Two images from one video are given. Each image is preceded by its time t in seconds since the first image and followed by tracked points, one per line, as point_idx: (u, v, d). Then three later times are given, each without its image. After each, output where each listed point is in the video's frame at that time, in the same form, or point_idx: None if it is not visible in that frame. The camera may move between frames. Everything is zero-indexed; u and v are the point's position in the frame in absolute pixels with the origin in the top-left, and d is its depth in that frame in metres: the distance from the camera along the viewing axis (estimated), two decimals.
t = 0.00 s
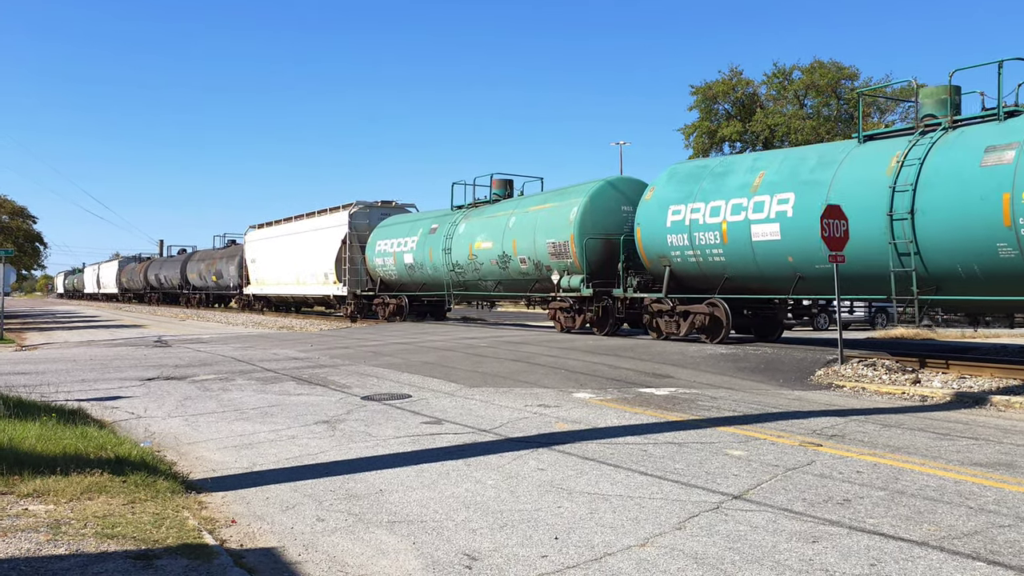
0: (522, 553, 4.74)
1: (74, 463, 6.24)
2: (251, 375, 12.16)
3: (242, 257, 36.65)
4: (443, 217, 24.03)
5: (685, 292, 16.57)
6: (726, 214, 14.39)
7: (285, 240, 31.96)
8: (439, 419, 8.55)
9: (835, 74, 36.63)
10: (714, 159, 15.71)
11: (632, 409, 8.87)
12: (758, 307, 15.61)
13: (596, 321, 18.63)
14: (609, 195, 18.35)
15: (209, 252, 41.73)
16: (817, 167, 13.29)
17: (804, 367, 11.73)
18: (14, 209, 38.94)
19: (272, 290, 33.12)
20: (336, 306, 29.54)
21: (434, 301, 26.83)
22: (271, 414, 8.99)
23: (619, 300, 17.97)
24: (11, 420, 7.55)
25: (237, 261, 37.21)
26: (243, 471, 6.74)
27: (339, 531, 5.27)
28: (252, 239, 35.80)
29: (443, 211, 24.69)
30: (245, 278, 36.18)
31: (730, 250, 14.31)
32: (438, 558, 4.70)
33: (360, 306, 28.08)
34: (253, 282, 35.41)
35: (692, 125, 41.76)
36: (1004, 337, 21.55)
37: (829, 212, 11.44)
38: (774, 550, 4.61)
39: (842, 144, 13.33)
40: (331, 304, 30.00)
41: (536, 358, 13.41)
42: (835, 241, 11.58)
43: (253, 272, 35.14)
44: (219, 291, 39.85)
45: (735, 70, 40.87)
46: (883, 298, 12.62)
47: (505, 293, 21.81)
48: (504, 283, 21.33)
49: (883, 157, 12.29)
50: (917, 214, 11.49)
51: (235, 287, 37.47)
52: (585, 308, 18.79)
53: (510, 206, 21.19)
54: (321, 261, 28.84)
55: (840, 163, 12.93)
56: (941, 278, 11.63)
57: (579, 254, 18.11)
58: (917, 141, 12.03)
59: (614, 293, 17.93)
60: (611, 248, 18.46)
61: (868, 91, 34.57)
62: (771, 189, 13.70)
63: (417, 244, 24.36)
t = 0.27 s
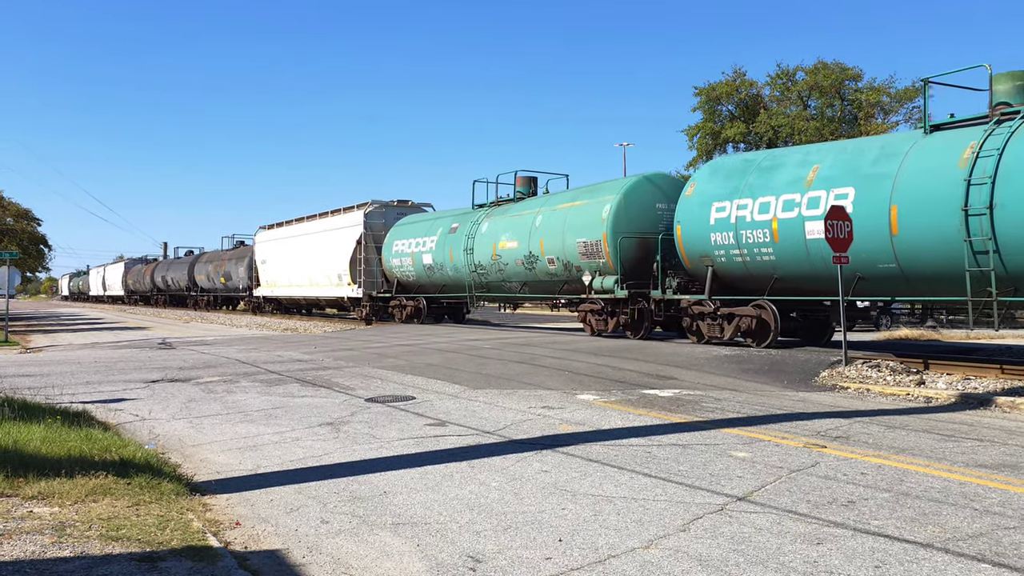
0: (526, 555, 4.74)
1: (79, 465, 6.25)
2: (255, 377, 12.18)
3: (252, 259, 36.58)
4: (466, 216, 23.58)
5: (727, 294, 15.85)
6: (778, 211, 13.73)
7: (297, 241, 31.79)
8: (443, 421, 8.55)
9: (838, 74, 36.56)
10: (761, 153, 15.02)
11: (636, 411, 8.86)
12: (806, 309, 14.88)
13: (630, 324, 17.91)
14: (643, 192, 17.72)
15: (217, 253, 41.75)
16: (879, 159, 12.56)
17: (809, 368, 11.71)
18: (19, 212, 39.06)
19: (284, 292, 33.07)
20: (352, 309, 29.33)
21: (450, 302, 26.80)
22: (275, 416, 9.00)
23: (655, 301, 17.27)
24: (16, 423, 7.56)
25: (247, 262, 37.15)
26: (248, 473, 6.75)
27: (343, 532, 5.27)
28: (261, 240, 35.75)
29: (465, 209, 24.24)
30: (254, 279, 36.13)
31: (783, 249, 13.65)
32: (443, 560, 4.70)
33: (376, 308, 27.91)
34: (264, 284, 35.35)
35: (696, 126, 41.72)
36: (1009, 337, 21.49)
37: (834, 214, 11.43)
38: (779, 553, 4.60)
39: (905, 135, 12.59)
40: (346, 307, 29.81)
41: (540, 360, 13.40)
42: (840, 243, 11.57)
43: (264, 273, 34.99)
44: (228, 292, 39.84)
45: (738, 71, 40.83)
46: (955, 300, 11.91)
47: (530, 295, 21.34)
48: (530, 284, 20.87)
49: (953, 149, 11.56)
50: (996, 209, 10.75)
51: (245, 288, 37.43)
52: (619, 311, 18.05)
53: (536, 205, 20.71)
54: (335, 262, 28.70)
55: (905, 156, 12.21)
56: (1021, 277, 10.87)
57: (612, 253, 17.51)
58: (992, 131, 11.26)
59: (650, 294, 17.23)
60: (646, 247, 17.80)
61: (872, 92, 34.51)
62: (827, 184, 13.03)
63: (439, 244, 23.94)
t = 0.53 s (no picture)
0: (528, 556, 4.74)
1: (81, 467, 6.25)
2: (257, 379, 12.19)
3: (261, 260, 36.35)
4: (486, 214, 22.96)
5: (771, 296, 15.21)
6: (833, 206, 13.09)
7: (309, 242, 31.43)
8: (445, 423, 8.55)
9: (840, 75, 36.52)
10: (811, 146, 14.39)
11: (638, 412, 8.86)
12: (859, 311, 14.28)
13: (665, 328, 17.16)
14: (679, 188, 17.05)
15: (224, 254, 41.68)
16: (947, 150, 11.91)
17: (811, 369, 11.70)
18: (21, 214, 39.10)
19: (294, 293, 32.83)
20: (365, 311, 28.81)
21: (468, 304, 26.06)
22: (277, 418, 9.00)
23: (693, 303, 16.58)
24: (18, 424, 7.57)
25: (255, 263, 36.92)
26: (250, 474, 6.76)
27: (345, 534, 5.27)
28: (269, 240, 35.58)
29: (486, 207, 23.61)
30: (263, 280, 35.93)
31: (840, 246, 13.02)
32: (445, 562, 4.70)
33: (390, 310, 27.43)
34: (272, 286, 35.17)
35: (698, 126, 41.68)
36: (1012, 338, 21.46)
37: (836, 215, 11.43)
38: (782, 554, 4.60)
39: (975, 124, 11.93)
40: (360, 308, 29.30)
41: (542, 361, 13.39)
42: (842, 244, 11.58)
43: (274, 274, 34.67)
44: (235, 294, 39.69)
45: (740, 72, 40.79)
46: None
47: (555, 297, 20.66)
48: (555, 286, 20.19)
49: None
50: None
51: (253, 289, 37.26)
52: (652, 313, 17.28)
53: (562, 202, 20.04)
54: (347, 262, 28.35)
55: (976, 147, 11.57)
56: None
57: (647, 252, 16.83)
58: None
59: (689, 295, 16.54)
60: (681, 246, 17.13)
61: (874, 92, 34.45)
62: (888, 177, 12.40)
63: (458, 243, 23.31)
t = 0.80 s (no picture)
0: (527, 555, 4.74)
1: (80, 466, 6.25)
2: (256, 378, 12.18)
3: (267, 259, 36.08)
4: (505, 211, 22.31)
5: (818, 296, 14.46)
6: (893, 200, 12.38)
7: (319, 240, 31.02)
8: (444, 422, 8.55)
9: (840, 74, 36.50)
10: (867, 134, 13.62)
11: (638, 411, 8.86)
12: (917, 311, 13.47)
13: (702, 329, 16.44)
14: (716, 183, 16.40)
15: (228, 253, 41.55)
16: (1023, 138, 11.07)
17: (810, 368, 11.70)
18: (21, 213, 39.03)
19: (302, 292, 32.45)
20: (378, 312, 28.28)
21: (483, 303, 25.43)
22: (277, 417, 9.00)
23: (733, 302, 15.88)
24: (17, 423, 7.56)
25: (261, 262, 36.63)
26: (250, 473, 6.76)
27: (345, 533, 5.27)
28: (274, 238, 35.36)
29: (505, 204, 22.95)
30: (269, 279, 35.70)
31: (900, 242, 12.32)
32: (444, 561, 4.70)
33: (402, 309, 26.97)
34: (278, 285, 34.86)
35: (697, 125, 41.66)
36: (1011, 338, 21.48)
37: (836, 214, 11.44)
38: (781, 553, 4.59)
39: None
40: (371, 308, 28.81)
41: (542, 360, 13.38)
42: (841, 243, 11.58)
43: (282, 273, 34.26)
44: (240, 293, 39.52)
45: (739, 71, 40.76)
46: None
47: (579, 296, 19.97)
48: (580, 285, 19.50)
49: None
50: None
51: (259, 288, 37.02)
52: (688, 314, 16.58)
53: (587, 197, 19.34)
54: (358, 261, 27.89)
55: None
56: None
57: (682, 249, 16.17)
58: None
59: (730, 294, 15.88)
60: (718, 244, 16.47)
61: (873, 92, 34.46)
62: (954, 168, 11.65)
63: (477, 241, 22.64)
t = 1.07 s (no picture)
0: (527, 553, 4.74)
1: (81, 464, 6.25)
2: (257, 376, 12.18)
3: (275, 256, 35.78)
4: (528, 205, 21.77)
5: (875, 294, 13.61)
6: (965, 190, 11.51)
7: (331, 236, 30.59)
8: (444, 419, 8.54)
9: (841, 72, 36.46)
10: (927, 121, 12.81)
11: (639, 409, 8.86)
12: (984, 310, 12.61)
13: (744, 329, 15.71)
14: (759, 174, 15.76)
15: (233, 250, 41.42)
16: None
17: (811, 366, 11.70)
18: (21, 210, 39.02)
19: (312, 289, 32.07)
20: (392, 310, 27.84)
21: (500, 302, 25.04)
22: (277, 414, 9.00)
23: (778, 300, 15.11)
24: (17, 421, 7.56)
25: (269, 259, 36.33)
26: (250, 471, 6.76)
27: (345, 531, 5.27)
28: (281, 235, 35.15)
29: (527, 198, 22.36)
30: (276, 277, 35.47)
31: (973, 235, 11.43)
32: (444, 558, 4.70)
33: (417, 307, 26.56)
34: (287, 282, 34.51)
35: (697, 123, 41.60)
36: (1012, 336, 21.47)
37: (836, 212, 11.46)
38: (781, 551, 4.60)
39: None
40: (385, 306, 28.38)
41: (543, 358, 13.37)
42: (841, 241, 11.59)
43: (292, 270, 33.88)
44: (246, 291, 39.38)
45: (740, 69, 40.71)
46: None
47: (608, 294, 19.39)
48: (609, 282, 18.92)
49: None
50: None
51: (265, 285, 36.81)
52: (730, 313, 15.86)
53: (618, 191, 18.73)
54: (370, 257, 27.44)
55: None
56: None
57: (723, 244, 15.54)
58: None
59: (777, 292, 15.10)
60: (761, 239, 15.78)
61: (874, 89, 34.43)
62: None
63: (500, 236, 22.07)
